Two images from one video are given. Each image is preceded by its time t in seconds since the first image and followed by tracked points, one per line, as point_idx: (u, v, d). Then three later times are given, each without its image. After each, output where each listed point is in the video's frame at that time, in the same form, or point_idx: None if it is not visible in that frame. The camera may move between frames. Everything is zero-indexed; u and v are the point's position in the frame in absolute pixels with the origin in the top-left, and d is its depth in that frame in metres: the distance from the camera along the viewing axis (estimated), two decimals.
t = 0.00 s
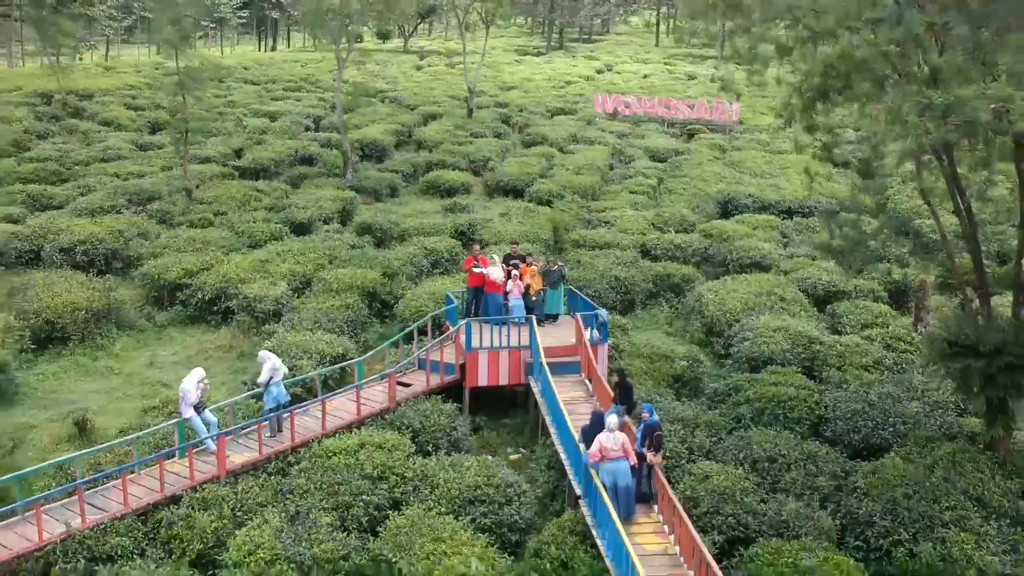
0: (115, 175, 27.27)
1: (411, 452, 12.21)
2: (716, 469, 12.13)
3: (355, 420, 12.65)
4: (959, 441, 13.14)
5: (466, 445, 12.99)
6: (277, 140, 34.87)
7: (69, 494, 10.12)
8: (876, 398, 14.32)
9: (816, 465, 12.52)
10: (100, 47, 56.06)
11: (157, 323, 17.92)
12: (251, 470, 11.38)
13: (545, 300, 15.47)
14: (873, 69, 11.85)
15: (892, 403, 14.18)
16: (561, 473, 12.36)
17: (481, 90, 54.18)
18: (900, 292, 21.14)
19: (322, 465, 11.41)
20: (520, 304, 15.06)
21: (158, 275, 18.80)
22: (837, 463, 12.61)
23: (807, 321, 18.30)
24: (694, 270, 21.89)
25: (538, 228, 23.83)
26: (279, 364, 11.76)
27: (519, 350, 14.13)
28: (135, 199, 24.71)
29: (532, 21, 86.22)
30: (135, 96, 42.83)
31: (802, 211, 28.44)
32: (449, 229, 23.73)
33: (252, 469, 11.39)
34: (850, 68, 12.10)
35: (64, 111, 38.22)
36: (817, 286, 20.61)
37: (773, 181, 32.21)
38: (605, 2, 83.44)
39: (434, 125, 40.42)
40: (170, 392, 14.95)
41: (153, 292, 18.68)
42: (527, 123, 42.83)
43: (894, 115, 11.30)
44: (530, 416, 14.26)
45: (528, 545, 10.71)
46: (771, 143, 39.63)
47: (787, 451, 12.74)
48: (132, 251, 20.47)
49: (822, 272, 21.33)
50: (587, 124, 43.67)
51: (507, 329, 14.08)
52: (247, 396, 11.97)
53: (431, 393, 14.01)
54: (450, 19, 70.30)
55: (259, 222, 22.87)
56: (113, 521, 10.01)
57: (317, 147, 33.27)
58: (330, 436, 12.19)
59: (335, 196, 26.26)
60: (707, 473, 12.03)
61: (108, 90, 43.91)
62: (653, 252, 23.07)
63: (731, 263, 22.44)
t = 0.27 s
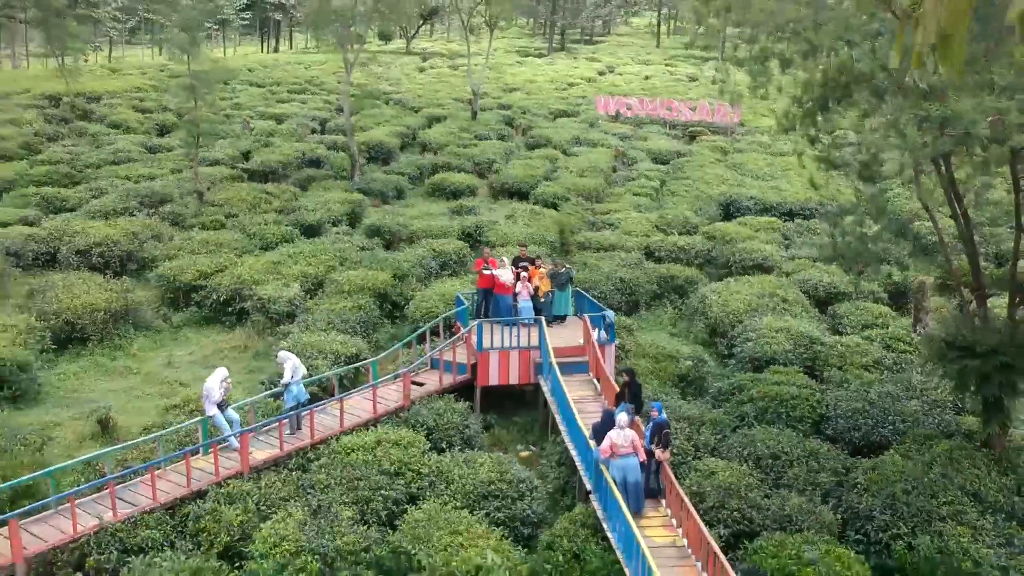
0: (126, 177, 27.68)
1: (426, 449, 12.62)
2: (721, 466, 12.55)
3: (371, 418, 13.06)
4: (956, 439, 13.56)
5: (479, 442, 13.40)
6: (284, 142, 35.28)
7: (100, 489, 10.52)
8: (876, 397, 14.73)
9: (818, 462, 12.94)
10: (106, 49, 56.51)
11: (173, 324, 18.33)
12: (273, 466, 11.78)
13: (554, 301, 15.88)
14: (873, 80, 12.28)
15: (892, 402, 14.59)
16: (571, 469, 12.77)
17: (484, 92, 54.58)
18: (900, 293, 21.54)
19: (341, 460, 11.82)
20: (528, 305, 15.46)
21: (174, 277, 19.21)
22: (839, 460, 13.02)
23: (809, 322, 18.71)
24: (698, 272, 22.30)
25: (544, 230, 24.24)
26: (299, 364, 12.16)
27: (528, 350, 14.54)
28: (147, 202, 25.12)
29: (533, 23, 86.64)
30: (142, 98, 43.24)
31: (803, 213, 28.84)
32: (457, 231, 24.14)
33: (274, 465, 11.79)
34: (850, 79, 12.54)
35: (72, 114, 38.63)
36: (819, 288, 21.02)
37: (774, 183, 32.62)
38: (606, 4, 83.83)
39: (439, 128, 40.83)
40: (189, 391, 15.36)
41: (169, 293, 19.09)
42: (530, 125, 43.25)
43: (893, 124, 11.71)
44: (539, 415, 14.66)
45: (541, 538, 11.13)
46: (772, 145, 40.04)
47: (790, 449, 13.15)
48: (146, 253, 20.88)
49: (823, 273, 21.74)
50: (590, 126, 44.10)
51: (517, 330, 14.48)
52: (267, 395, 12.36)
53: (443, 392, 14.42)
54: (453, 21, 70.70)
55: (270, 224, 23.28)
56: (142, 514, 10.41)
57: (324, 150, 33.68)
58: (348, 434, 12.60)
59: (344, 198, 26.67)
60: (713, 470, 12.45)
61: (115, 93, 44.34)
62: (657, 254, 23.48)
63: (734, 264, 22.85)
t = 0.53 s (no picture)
0: (138, 180, 28.11)
1: (442, 447, 13.04)
2: (727, 463, 12.96)
3: (388, 418, 13.48)
4: (955, 437, 13.98)
5: (492, 440, 13.83)
6: (291, 145, 35.72)
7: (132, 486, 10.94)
8: (878, 396, 15.14)
9: (822, 459, 13.35)
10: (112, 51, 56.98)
11: (190, 325, 18.75)
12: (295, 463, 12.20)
13: (562, 303, 16.29)
14: (872, 89, 12.74)
15: (893, 401, 14.99)
16: (582, 466, 13.19)
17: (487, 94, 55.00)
18: (900, 295, 21.94)
19: (362, 458, 12.24)
20: (538, 307, 15.88)
21: (190, 279, 19.62)
22: (841, 458, 13.43)
23: (811, 323, 19.12)
24: (702, 273, 22.73)
25: (550, 233, 24.66)
26: (319, 365, 12.55)
27: (539, 351, 14.95)
28: (160, 204, 25.53)
29: (534, 24, 87.14)
30: (150, 101, 43.68)
31: (805, 215, 29.24)
32: (464, 234, 24.55)
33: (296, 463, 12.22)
34: (851, 89, 13.00)
35: (81, 117, 39.07)
36: (821, 289, 21.44)
37: (775, 185, 33.03)
38: (608, 6, 84.23)
39: (443, 130, 41.25)
40: (208, 392, 15.77)
41: (185, 296, 19.51)
42: (534, 128, 43.67)
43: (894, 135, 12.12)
44: (549, 414, 15.08)
45: (554, 532, 11.56)
46: (774, 147, 40.44)
47: (793, 446, 13.58)
48: (161, 256, 21.31)
49: (825, 275, 22.15)
50: (593, 129, 44.52)
51: (528, 331, 14.89)
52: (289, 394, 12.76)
53: (457, 392, 14.84)
54: (455, 23, 71.11)
55: (282, 227, 23.71)
56: (172, 510, 10.83)
57: (331, 153, 34.09)
58: (366, 433, 13.01)
59: (352, 201, 27.08)
60: (719, 467, 12.86)
61: (123, 96, 44.79)
62: (662, 256, 23.88)
63: (737, 266, 23.28)
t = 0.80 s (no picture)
0: (149, 184, 28.53)
1: (457, 447, 13.45)
2: (733, 463, 13.37)
3: (403, 419, 13.90)
4: (954, 438, 14.40)
5: (504, 440, 14.25)
6: (298, 149, 36.14)
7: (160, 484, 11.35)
8: (879, 398, 15.55)
9: (824, 459, 13.77)
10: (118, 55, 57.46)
11: (206, 328, 19.18)
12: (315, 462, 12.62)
13: (571, 307, 16.70)
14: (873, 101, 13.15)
15: (893, 402, 15.41)
16: (592, 465, 13.60)
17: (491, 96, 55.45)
18: (900, 298, 22.35)
19: (379, 458, 12.66)
20: (547, 311, 16.30)
21: (205, 283, 20.05)
22: (843, 458, 13.85)
23: (813, 326, 19.54)
24: (706, 277, 23.12)
25: (556, 236, 25.08)
26: (338, 367, 13.03)
27: (549, 354, 15.37)
28: (172, 208, 25.97)
29: (536, 26, 87.59)
30: (157, 105, 44.08)
31: (806, 219, 29.64)
32: (472, 237, 24.96)
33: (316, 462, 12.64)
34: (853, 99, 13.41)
35: (89, 121, 39.54)
36: (822, 292, 21.85)
37: (777, 188, 33.44)
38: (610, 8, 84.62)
39: (448, 133, 41.65)
40: (226, 393, 16.20)
41: (200, 299, 19.93)
42: (538, 131, 44.06)
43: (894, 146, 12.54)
44: (559, 415, 15.50)
45: (567, 529, 11.97)
46: (775, 150, 40.85)
47: (797, 447, 13.99)
48: (175, 260, 21.71)
49: (826, 278, 22.57)
50: (596, 132, 44.95)
51: (539, 335, 15.32)
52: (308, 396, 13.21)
53: (470, 393, 15.26)
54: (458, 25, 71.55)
55: (293, 231, 24.13)
56: (198, 508, 11.23)
57: (338, 157, 34.52)
58: (382, 433, 13.42)
59: (361, 205, 27.51)
60: (725, 467, 13.28)
61: (130, 99, 45.25)
62: (667, 260, 24.30)
63: (740, 270, 23.69)
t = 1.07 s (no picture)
0: (160, 188, 28.96)
1: (470, 447, 13.87)
2: (738, 463, 13.80)
3: (418, 419, 14.32)
4: (952, 438, 14.82)
5: (516, 441, 14.67)
6: (305, 152, 36.57)
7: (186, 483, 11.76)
8: (879, 399, 15.97)
9: (826, 458, 14.19)
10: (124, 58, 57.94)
11: (221, 330, 19.61)
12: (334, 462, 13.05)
13: (579, 310, 17.13)
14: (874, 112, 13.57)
15: (893, 403, 15.83)
16: (601, 465, 14.02)
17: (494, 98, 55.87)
18: (900, 300, 22.76)
19: (396, 457, 13.09)
20: (555, 314, 16.72)
21: (219, 286, 20.48)
22: (845, 457, 14.28)
23: (815, 328, 19.96)
24: (710, 280, 23.54)
25: (562, 240, 25.50)
26: (356, 368, 13.49)
27: (558, 356, 15.80)
28: (184, 212, 26.41)
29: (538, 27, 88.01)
30: (165, 108, 44.51)
31: (808, 221, 30.05)
32: (479, 241, 25.37)
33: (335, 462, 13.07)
34: (854, 110, 13.84)
35: (98, 124, 39.99)
36: (824, 295, 22.27)
37: (778, 191, 33.85)
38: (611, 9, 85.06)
39: (453, 136, 42.08)
40: (243, 395, 16.63)
41: (215, 302, 20.36)
42: (542, 134, 44.46)
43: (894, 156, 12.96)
44: (567, 415, 15.93)
45: (578, 526, 12.40)
46: (776, 153, 41.26)
47: (800, 447, 14.41)
48: (189, 263, 22.14)
49: (828, 281, 22.99)
50: (599, 134, 45.38)
51: (548, 337, 15.74)
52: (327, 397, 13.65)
53: (481, 395, 15.69)
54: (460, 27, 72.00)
55: (303, 235, 24.55)
56: (224, 505, 11.65)
57: (344, 160, 34.94)
58: (398, 433, 13.85)
59: (369, 209, 27.93)
60: (730, 466, 13.70)
61: (138, 102, 45.70)
62: (671, 263, 24.72)
63: (743, 273, 24.11)
